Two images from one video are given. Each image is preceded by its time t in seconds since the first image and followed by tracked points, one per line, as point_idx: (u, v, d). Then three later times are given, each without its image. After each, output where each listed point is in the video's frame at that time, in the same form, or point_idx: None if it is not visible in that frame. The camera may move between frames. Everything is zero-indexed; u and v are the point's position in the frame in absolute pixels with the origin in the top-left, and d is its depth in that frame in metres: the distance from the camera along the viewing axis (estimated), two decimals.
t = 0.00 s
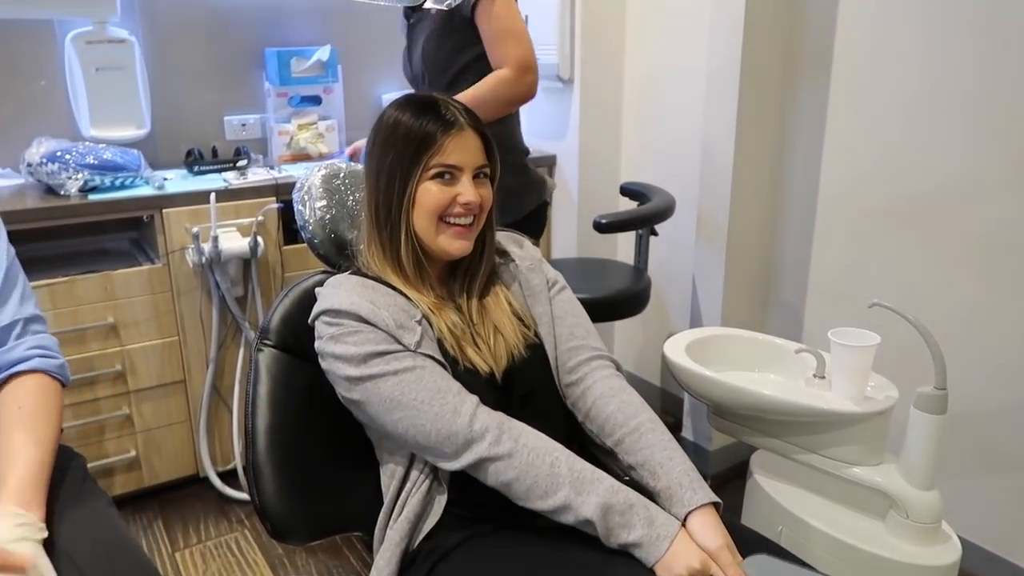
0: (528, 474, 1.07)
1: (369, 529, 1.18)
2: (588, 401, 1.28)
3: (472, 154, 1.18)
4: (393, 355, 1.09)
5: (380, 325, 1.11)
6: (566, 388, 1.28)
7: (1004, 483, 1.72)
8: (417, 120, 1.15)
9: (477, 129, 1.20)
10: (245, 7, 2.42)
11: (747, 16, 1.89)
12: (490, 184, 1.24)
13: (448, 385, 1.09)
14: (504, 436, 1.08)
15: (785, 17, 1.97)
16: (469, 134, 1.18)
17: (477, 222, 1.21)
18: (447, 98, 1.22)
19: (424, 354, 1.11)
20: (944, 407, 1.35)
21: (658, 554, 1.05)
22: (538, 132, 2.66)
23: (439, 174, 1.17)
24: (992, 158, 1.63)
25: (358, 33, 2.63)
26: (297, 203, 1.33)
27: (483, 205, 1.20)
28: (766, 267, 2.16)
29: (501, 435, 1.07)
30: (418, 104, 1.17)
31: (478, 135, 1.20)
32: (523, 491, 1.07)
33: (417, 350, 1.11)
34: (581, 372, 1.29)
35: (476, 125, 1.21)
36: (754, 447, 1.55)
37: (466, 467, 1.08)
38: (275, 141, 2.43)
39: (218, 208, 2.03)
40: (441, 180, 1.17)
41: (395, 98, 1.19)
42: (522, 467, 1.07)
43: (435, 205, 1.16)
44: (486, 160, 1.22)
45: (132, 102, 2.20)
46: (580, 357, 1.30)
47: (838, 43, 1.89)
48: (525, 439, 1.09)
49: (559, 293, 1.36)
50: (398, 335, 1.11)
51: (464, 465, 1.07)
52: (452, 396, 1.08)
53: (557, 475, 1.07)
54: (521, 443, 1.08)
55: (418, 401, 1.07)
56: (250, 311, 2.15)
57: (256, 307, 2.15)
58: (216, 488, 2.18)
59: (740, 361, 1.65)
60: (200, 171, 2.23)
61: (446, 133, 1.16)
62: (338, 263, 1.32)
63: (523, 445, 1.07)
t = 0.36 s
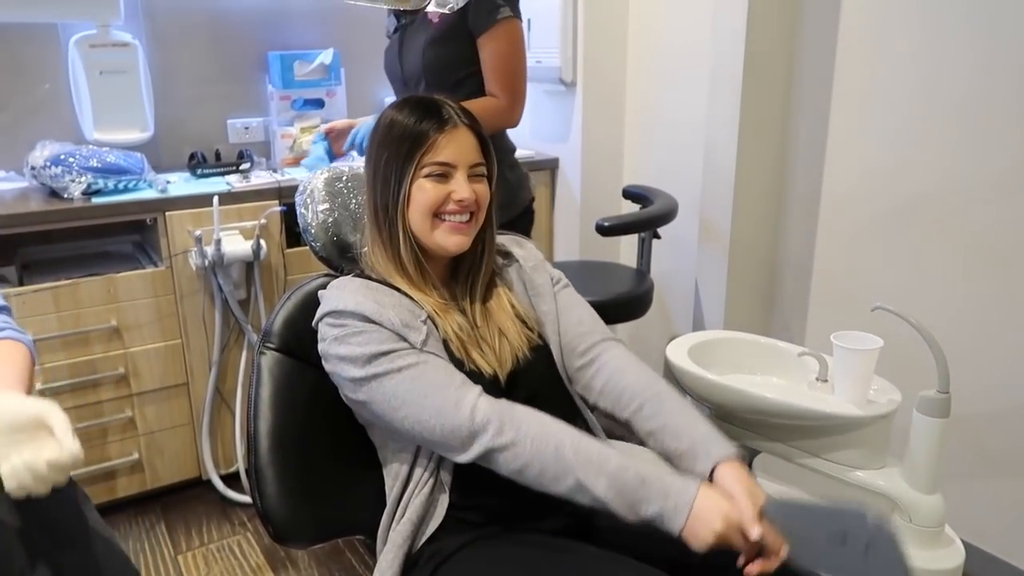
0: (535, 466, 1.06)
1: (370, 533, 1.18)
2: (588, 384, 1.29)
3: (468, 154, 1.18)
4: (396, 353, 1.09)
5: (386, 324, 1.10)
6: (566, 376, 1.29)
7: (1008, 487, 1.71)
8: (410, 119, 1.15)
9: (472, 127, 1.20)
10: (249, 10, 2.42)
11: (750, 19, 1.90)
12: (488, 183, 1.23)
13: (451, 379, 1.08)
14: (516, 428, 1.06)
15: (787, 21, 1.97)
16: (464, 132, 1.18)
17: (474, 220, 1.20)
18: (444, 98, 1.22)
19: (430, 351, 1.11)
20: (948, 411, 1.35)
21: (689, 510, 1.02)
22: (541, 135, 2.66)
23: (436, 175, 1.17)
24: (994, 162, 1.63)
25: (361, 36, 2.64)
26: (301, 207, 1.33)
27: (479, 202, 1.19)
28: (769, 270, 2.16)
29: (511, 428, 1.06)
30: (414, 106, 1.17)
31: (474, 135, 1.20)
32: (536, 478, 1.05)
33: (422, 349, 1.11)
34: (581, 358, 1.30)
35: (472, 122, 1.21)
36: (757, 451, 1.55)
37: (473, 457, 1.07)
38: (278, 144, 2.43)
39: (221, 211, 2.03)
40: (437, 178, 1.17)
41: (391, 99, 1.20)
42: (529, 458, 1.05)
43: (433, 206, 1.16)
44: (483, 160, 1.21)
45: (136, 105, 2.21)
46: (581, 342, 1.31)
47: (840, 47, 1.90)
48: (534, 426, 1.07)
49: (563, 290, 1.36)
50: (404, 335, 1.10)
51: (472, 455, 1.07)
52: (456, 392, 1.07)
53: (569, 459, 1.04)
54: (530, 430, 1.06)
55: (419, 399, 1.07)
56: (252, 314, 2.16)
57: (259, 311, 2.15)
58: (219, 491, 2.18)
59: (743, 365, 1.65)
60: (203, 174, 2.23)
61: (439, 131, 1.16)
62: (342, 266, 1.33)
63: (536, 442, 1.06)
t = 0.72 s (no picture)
0: (483, 475, 0.99)
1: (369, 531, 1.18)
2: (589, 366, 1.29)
3: (467, 150, 1.15)
4: (361, 392, 1.04)
5: (355, 355, 1.05)
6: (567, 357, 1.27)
7: (1009, 489, 1.71)
8: (407, 120, 1.13)
9: (470, 124, 1.17)
10: (250, 11, 2.43)
11: (750, 21, 1.90)
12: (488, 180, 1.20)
13: (401, 430, 1.03)
14: (459, 444, 0.98)
15: (788, 23, 1.97)
16: (462, 130, 1.15)
17: (478, 217, 1.18)
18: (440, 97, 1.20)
19: (395, 389, 1.05)
20: (947, 413, 1.34)
21: (557, 361, 0.96)
22: (543, 136, 2.66)
23: (435, 172, 1.14)
24: (993, 164, 1.63)
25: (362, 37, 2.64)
26: (302, 208, 1.34)
27: (481, 199, 1.16)
28: (770, 271, 2.16)
29: (462, 447, 0.98)
30: (410, 106, 1.15)
31: (472, 130, 1.17)
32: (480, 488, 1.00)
33: (386, 384, 1.05)
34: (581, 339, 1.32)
35: (469, 119, 1.18)
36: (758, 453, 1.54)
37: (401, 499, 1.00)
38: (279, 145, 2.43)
39: (222, 212, 2.03)
40: (437, 178, 1.14)
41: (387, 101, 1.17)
42: (473, 471, 0.98)
43: (434, 203, 1.13)
44: (481, 156, 1.19)
45: (137, 106, 2.21)
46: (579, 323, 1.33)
47: (841, 49, 1.90)
48: (478, 431, 0.98)
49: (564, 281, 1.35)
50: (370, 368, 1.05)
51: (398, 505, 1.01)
52: (400, 446, 1.01)
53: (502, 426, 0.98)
54: (478, 437, 0.98)
55: (364, 443, 1.03)
56: (253, 316, 2.16)
57: (260, 312, 2.15)
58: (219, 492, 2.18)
59: (743, 367, 1.65)
60: (204, 175, 2.23)
61: (436, 129, 1.13)
62: (343, 268, 1.32)
63: (494, 445, 0.97)
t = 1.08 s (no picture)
0: (461, 471, 1.01)
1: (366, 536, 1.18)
2: (584, 357, 1.26)
3: (474, 160, 1.12)
4: (356, 401, 1.03)
5: (353, 366, 1.05)
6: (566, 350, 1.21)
7: (1009, 494, 1.71)
8: (416, 132, 1.11)
9: (480, 136, 1.15)
10: (251, 16, 2.43)
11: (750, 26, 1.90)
12: (496, 190, 1.18)
13: (385, 443, 1.02)
14: (436, 443, 1.01)
15: (788, 28, 1.98)
16: (472, 142, 1.13)
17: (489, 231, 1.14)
18: (448, 108, 1.18)
19: (385, 403, 1.04)
20: (948, 418, 1.33)
21: (498, 352, 1.05)
22: (543, 141, 2.67)
23: (440, 180, 1.11)
24: (993, 167, 1.63)
25: (363, 42, 2.65)
26: (302, 213, 1.34)
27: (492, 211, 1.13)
28: (771, 275, 2.16)
29: (440, 446, 1.00)
30: (416, 114, 1.14)
31: (479, 139, 1.15)
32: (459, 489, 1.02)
33: (380, 399, 1.04)
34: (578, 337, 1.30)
35: (479, 132, 1.16)
36: (758, 457, 1.54)
37: (386, 512, 0.99)
38: (280, 149, 2.43)
39: (223, 216, 2.04)
40: (447, 191, 1.11)
41: (394, 111, 1.16)
42: (452, 470, 1.00)
43: (438, 211, 1.10)
44: (489, 164, 1.16)
45: (138, 111, 2.21)
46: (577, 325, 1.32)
47: (841, 54, 1.90)
48: (450, 427, 1.01)
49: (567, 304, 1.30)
50: (364, 378, 1.04)
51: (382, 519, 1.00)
52: (385, 463, 1.01)
53: (453, 419, 1.02)
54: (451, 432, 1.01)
55: (350, 459, 1.02)
56: (254, 319, 2.16)
57: (260, 315, 2.15)
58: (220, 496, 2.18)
59: (744, 371, 1.65)
60: (205, 179, 2.24)
61: (446, 142, 1.11)
62: (343, 272, 1.32)
63: (467, 438, 1.01)
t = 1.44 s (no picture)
0: (465, 471, 1.01)
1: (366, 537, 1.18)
2: (585, 358, 1.25)
3: (478, 160, 1.13)
4: (358, 402, 1.03)
5: (357, 365, 1.05)
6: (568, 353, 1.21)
7: (1009, 496, 1.71)
8: (419, 133, 1.12)
9: (482, 137, 1.15)
10: (252, 17, 2.43)
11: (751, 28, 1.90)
12: (499, 190, 1.18)
13: (388, 442, 1.02)
14: (440, 443, 1.01)
15: (789, 30, 1.98)
16: (475, 143, 1.13)
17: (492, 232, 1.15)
18: (450, 109, 1.18)
19: (388, 403, 1.04)
20: (949, 420, 1.32)
21: (503, 351, 1.05)
22: (544, 143, 2.67)
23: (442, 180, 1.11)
24: (994, 169, 1.63)
25: (364, 44, 2.65)
26: (303, 214, 1.34)
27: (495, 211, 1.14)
28: (771, 277, 2.16)
29: (444, 446, 1.00)
30: (418, 115, 1.14)
31: (482, 140, 1.15)
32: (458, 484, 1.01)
33: (383, 398, 1.04)
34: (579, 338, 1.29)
35: (481, 132, 1.16)
36: (759, 459, 1.54)
37: (390, 513, 0.99)
38: (280, 150, 2.43)
39: (224, 217, 2.04)
40: (450, 191, 1.11)
41: (397, 112, 1.16)
42: (456, 470, 1.00)
43: (440, 212, 1.10)
44: (492, 165, 1.16)
45: (140, 112, 2.22)
46: (578, 326, 1.32)
47: (842, 56, 1.90)
48: (454, 427, 1.01)
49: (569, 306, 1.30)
50: (366, 379, 1.04)
51: (388, 519, 1.00)
52: (389, 462, 1.01)
53: (458, 419, 1.02)
54: (457, 433, 1.01)
55: (353, 459, 1.02)
56: (254, 320, 2.16)
57: (261, 317, 2.15)
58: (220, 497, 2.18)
59: (745, 373, 1.65)
60: (206, 180, 2.24)
61: (450, 143, 1.11)
62: (344, 273, 1.32)
63: (472, 438, 1.01)
